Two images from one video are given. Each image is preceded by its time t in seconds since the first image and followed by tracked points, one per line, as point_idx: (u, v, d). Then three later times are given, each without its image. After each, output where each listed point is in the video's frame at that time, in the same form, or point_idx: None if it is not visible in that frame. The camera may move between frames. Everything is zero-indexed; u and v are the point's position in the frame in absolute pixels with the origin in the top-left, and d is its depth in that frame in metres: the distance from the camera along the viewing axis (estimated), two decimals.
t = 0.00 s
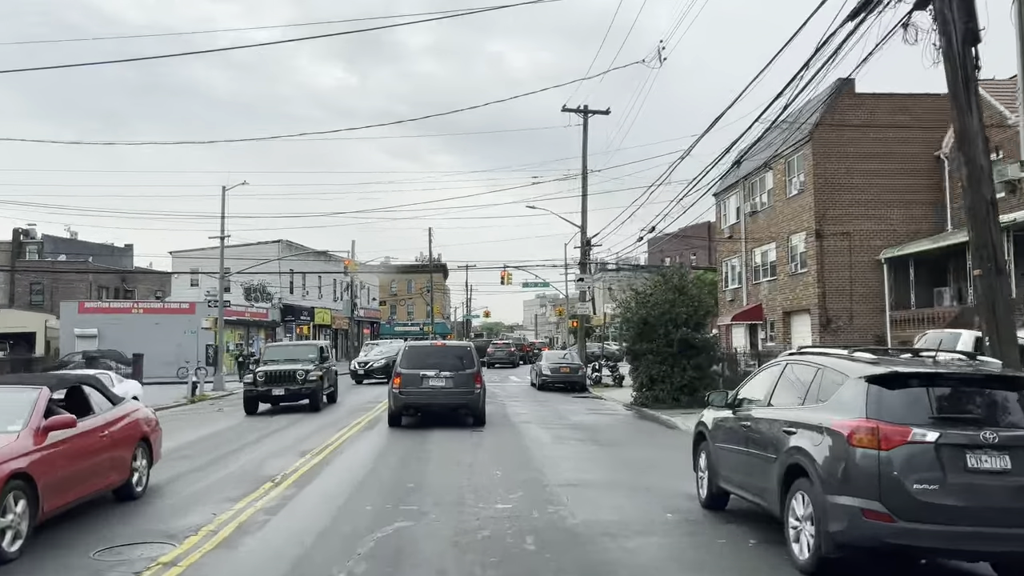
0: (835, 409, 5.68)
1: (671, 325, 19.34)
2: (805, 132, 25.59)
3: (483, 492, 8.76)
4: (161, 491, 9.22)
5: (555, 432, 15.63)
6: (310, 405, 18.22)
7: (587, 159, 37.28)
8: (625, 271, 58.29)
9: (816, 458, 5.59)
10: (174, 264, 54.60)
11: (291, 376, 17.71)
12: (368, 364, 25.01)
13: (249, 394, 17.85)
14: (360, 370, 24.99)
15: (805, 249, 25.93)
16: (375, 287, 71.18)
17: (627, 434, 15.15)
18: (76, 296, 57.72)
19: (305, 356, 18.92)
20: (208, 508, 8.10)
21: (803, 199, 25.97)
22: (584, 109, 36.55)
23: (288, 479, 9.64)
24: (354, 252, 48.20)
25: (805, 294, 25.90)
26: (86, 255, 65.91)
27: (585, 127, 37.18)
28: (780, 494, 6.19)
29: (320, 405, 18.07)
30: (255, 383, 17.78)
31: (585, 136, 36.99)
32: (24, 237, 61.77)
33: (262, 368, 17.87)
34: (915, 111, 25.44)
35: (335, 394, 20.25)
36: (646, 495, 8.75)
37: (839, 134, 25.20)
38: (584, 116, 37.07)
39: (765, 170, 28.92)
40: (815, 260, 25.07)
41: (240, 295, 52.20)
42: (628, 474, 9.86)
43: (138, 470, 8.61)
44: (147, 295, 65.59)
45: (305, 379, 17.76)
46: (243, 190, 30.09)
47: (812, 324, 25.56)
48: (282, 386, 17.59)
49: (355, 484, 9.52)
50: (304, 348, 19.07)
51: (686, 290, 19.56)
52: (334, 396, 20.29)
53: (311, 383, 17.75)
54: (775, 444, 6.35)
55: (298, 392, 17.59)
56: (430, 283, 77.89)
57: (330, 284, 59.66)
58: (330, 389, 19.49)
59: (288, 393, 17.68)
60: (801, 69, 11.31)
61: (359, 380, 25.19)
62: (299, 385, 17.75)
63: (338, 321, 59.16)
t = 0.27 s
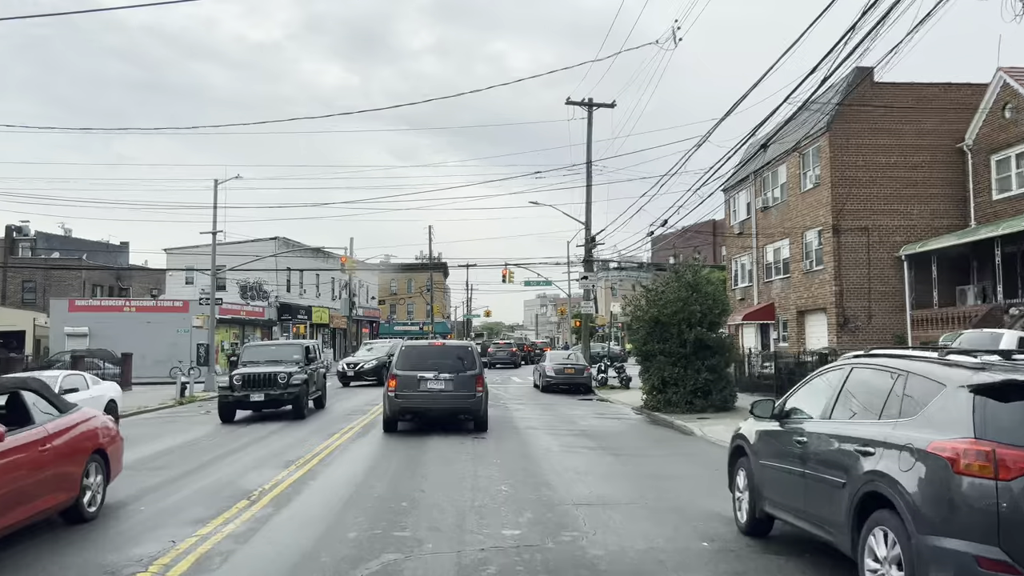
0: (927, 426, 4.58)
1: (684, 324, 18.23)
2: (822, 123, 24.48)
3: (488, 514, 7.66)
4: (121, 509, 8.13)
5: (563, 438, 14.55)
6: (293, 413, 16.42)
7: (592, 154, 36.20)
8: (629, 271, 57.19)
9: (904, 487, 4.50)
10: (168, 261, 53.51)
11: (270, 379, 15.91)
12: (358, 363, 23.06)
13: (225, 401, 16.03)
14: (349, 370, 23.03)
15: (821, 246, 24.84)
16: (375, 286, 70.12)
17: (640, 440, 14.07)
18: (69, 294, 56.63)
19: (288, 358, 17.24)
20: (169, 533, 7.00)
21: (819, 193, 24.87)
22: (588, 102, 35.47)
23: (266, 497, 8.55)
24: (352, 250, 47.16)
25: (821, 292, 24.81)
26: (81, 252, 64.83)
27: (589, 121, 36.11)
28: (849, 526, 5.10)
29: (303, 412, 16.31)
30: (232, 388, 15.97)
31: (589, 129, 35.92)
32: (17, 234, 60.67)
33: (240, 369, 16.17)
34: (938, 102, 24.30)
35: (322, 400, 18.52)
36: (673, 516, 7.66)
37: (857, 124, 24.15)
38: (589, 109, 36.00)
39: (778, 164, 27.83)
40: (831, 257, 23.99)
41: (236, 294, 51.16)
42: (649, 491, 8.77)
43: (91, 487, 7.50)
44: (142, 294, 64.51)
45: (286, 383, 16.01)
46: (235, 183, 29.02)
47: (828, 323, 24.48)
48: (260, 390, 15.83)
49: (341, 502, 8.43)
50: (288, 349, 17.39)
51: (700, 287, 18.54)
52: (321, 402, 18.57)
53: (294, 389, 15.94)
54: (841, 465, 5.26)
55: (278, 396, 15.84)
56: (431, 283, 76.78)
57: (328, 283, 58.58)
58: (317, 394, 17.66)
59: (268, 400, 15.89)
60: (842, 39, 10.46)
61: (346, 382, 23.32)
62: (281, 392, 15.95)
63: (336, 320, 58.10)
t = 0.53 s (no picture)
0: None
1: (697, 324, 17.19)
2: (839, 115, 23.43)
3: (488, 542, 6.61)
4: (66, 533, 7.08)
5: (568, 446, 13.53)
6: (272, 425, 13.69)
7: (595, 149, 35.15)
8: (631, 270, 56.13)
9: None
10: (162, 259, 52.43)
11: (243, 387, 13.16)
12: (346, 364, 21.19)
13: (189, 410, 13.25)
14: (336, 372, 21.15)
15: (837, 243, 23.79)
16: (373, 285, 69.05)
17: (653, 450, 13.04)
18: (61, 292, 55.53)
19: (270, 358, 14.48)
20: (113, 567, 5.96)
21: (834, 188, 23.82)
22: (592, 95, 34.42)
23: (233, 520, 7.50)
24: (349, 247, 46.13)
25: (836, 291, 23.76)
26: (74, 249, 63.71)
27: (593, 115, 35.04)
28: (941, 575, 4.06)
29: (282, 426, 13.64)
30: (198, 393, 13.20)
31: (593, 124, 34.86)
32: (9, 230, 59.54)
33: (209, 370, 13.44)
34: (959, 93, 23.27)
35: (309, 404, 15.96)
36: (703, 545, 6.61)
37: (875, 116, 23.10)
38: (593, 103, 34.95)
39: (790, 158, 26.79)
40: (847, 254, 22.93)
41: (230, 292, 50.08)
42: (672, 513, 7.73)
43: (27, 510, 6.45)
44: (136, 292, 63.45)
45: (263, 392, 13.23)
46: (227, 176, 27.96)
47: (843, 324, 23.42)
48: (231, 398, 13.08)
49: (321, 525, 7.39)
50: (271, 347, 14.61)
51: (713, 285, 17.45)
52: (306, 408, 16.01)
53: (273, 395, 13.22)
54: (928, 497, 4.23)
55: (251, 408, 13.08)
56: (429, 282, 75.65)
57: (325, 282, 57.53)
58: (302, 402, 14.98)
59: (241, 408, 13.16)
60: (886, 7, 9.41)
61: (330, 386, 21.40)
62: (257, 398, 13.20)
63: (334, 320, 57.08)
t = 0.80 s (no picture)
0: None
1: (711, 325, 16.23)
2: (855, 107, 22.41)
3: None
4: None
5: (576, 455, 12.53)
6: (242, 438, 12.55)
7: (599, 145, 34.17)
8: (634, 270, 55.14)
9: None
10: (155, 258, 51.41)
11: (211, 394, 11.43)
12: (334, 367, 19.78)
13: (153, 420, 12.14)
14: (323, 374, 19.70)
15: (853, 240, 22.78)
16: (371, 285, 68.03)
17: (667, 460, 12.03)
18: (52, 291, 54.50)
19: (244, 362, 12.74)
20: None
21: (850, 183, 22.81)
22: (596, 89, 33.41)
23: (197, 548, 6.51)
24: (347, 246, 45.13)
25: (852, 290, 22.75)
26: (67, 248, 62.67)
27: (597, 109, 34.03)
28: None
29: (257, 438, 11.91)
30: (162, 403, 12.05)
31: (597, 119, 33.86)
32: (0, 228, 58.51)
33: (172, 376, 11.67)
34: (981, 84, 22.26)
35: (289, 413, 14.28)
36: None
37: (893, 108, 22.09)
38: (597, 97, 33.96)
39: (803, 153, 25.79)
40: (865, 252, 21.91)
41: (225, 292, 49.06)
42: (703, 542, 6.73)
43: None
44: (130, 291, 62.45)
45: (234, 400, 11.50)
46: (218, 170, 26.95)
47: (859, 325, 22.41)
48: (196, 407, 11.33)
49: (296, 556, 6.38)
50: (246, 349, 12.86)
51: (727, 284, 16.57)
52: (286, 417, 14.31)
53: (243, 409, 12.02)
54: None
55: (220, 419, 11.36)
56: (429, 282, 74.63)
57: (323, 281, 56.53)
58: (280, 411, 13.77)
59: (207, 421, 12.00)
60: None
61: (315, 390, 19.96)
62: (225, 411, 12.05)
63: (331, 320, 56.19)
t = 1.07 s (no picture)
0: None
1: (724, 325, 15.31)
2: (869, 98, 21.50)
3: None
4: None
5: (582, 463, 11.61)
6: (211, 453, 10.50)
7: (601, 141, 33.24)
8: (635, 270, 54.25)
9: None
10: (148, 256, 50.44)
11: (170, 404, 9.96)
12: (321, 369, 18.43)
13: (101, 435, 9.99)
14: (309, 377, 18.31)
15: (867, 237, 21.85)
16: (368, 285, 67.06)
17: (681, 470, 11.09)
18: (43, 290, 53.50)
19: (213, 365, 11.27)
20: None
21: (864, 178, 21.88)
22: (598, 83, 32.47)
23: None
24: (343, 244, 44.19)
25: (866, 289, 21.84)
26: (58, 246, 61.64)
27: (599, 104, 33.08)
28: None
29: (226, 452, 10.50)
30: (113, 414, 9.91)
31: (598, 114, 32.92)
32: None
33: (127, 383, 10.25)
34: (1000, 74, 21.38)
35: (267, 422, 12.90)
36: None
37: (909, 99, 21.17)
38: (599, 91, 33.06)
39: (813, 147, 24.86)
40: (880, 249, 21.00)
41: (219, 291, 48.08)
42: None
43: None
44: (123, 290, 61.45)
45: (196, 410, 10.03)
46: (206, 165, 25.97)
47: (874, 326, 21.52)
48: (154, 419, 9.87)
49: None
50: (215, 351, 11.41)
51: (740, 281, 15.67)
52: (264, 426, 12.91)
53: (213, 419, 10.00)
54: None
55: (181, 432, 9.89)
56: (427, 282, 73.70)
57: (319, 281, 55.57)
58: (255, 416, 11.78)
59: (170, 435, 9.94)
60: None
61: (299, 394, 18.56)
62: (190, 422, 9.95)
63: (327, 320, 55.26)
